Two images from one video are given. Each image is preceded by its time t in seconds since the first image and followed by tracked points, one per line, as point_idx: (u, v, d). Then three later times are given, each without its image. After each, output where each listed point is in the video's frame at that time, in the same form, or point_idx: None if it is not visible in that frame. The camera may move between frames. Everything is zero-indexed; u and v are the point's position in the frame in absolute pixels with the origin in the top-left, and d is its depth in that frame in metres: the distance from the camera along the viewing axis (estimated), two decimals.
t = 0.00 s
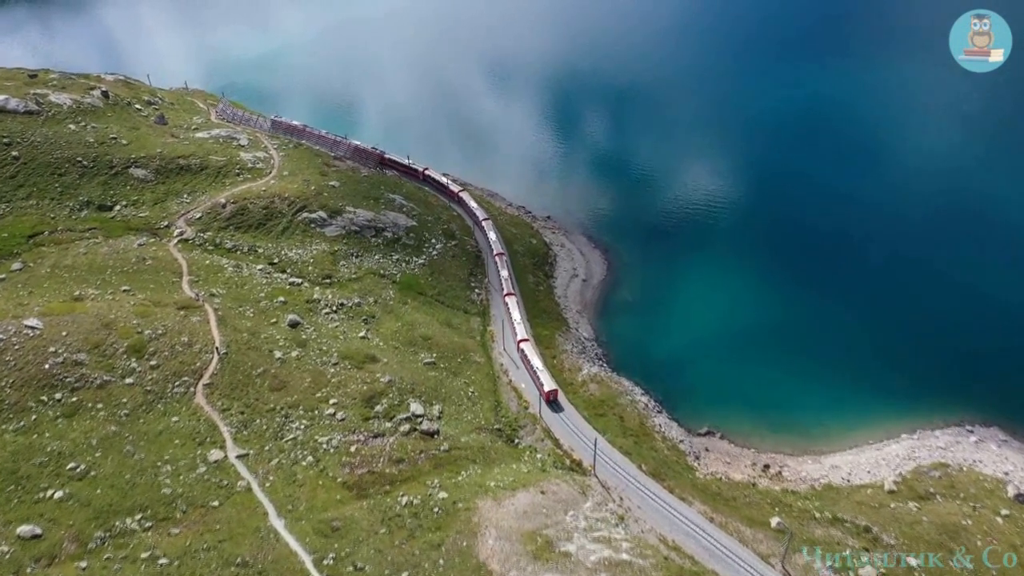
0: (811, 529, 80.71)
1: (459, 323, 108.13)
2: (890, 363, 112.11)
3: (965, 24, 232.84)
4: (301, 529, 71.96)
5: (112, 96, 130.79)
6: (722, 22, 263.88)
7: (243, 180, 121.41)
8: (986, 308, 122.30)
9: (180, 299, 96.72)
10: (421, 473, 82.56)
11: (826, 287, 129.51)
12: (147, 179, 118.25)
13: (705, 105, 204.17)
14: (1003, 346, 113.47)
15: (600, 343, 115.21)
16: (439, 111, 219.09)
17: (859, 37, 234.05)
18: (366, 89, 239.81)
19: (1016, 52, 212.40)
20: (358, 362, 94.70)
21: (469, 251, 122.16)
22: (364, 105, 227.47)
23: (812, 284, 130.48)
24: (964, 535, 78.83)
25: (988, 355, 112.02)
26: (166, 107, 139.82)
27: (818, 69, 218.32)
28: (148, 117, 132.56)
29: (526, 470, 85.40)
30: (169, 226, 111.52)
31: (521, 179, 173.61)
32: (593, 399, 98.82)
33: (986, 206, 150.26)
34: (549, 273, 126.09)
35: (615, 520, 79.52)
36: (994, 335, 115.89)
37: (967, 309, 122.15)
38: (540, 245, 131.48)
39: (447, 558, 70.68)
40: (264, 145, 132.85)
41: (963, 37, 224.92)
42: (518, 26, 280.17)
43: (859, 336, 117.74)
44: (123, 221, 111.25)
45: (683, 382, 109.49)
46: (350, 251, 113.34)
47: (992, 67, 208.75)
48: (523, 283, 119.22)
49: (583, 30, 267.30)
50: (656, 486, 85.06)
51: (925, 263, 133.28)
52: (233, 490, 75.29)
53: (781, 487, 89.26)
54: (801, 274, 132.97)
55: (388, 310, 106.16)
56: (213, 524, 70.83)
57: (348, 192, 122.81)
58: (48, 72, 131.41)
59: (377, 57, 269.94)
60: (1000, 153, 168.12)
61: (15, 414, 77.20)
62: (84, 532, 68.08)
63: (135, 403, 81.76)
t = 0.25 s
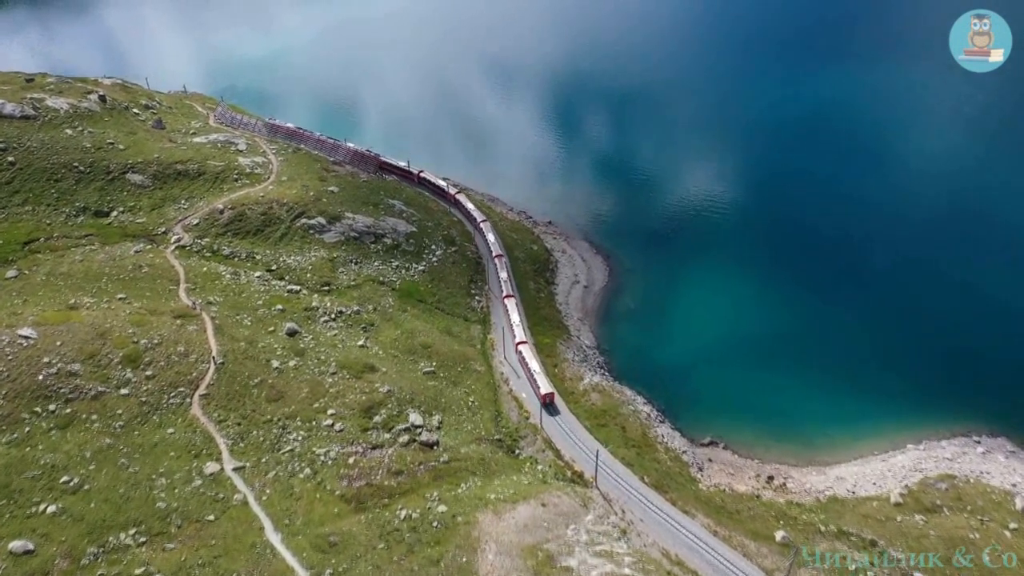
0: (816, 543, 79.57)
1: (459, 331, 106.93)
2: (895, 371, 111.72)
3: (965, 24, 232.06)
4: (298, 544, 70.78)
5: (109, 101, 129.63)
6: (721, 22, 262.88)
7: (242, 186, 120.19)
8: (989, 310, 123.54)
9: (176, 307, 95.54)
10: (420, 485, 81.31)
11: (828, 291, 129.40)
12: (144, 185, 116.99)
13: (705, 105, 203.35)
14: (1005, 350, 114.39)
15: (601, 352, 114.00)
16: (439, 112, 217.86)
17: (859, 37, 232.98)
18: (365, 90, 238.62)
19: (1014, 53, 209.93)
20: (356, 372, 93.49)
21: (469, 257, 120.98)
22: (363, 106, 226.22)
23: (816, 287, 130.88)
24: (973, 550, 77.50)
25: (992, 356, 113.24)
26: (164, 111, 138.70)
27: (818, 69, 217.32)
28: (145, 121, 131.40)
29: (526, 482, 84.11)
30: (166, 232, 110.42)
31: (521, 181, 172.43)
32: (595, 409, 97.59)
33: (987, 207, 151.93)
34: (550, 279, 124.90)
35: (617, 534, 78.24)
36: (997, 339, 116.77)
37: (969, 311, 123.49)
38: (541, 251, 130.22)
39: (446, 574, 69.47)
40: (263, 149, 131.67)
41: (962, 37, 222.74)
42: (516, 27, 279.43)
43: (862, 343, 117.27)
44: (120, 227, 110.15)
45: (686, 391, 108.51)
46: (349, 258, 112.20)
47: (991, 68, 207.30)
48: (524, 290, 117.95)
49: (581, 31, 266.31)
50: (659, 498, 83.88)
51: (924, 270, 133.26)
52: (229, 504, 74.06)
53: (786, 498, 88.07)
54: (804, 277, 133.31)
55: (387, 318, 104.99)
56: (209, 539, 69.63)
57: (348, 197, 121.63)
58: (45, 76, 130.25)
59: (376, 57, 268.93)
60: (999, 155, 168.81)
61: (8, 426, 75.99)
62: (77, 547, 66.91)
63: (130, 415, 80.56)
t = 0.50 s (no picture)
0: (820, 558, 78.48)
1: (459, 339, 105.69)
2: (899, 376, 110.42)
3: (965, 23, 231.78)
4: (295, 560, 69.64)
5: (106, 105, 128.40)
6: (721, 22, 262.19)
7: (239, 192, 118.96)
8: (991, 310, 122.55)
9: (172, 316, 94.38)
10: (419, 498, 80.05)
11: (830, 293, 128.08)
12: (141, 191, 115.69)
13: (704, 104, 202.20)
14: (1009, 351, 113.44)
15: (602, 361, 112.58)
16: (438, 113, 216.60)
17: (859, 36, 232.11)
18: (364, 91, 237.40)
19: (1015, 52, 210.26)
20: (355, 381, 92.24)
21: (469, 264, 119.70)
22: (363, 107, 224.96)
23: (817, 288, 129.61)
24: (981, 565, 76.25)
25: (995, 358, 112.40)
26: (161, 115, 137.52)
27: (817, 68, 216.47)
28: (143, 126, 130.18)
29: (527, 494, 82.88)
30: (163, 239, 109.29)
31: (521, 183, 170.86)
32: (596, 420, 96.36)
33: (987, 206, 151.32)
34: (551, 286, 123.66)
35: (619, 548, 76.96)
36: (1000, 339, 115.78)
37: (971, 311, 122.43)
38: (542, 257, 128.85)
39: None
40: (261, 154, 130.46)
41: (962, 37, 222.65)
42: (515, 27, 278.86)
43: (865, 348, 115.96)
44: (117, 233, 108.99)
45: (689, 400, 107.10)
46: (347, 264, 111.02)
47: (991, 68, 207.07)
48: (525, 297, 116.65)
49: (581, 31, 265.76)
50: (661, 511, 82.71)
51: (924, 272, 132.21)
52: (225, 518, 72.85)
53: (790, 511, 86.85)
54: (805, 279, 132.05)
55: (386, 326, 103.77)
56: (204, 555, 68.47)
57: (347, 203, 120.40)
58: (41, 80, 129.03)
59: (375, 57, 267.94)
60: (999, 154, 168.11)
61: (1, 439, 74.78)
62: (69, 564, 65.78)
63: (125, 426, 79.31)
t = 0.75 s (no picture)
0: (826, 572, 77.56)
1: (459, 348, 104.40)
2: (903, 383, 109.43)
3: (965, 23, 231.73)
4: None
5: (103, 110, 127.19)
6: (720, 22, 261.21)
7: (237, 198, 117.68)
8: (993, 313, 121.98)
9: (168, 326, 93.12)
10: (418, 512, 78.71)
11: (832, 298, 127.02)
12: (138, 197, 114.45)
13: (704, 105, 201.22)
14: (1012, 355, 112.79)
15: (604, 370, 111.13)
16: (438, 115, 215.42)
17: (858, 36, 231.13)
18: (364, 92, 236.25)
19: (1015, 52, 210.30)
20: (353, 392, 90.91)
21: (469, 271, 118.40)
22: (362, 109, 223.71)
23: (818, 293, 128.63)
24: None
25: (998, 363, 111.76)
26: (159, 120, 136.25)
27: (816, 68, 215.66)
28: (140, 131, 128.92)
29: (527, 507, 81.52)
30: (159, 246, 108.04)
31: (521, 186, 169.50)
32: (598, 431, 95.04)
33: (988, 206, 150.89)
34: (552, 293, 122.37)
35: (622, 563, 75.55)
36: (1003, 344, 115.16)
37: (974, 315, 121.79)
38: (543, 264, 127.47)
39: None
40: (259, 160, 129.17)
41: (962, 36, 223.64)
42: (514, 28, 278.30)
43: (868, 355, 114.91)
44: (113, 240, 107.75)
45: (692, 410, 105.78)
46: (346, 272, 109.79)
47: (991, 68, 205.85)
48: (525, 305, 115.34)
49: (580, 32, 265.26)
50: (664, 525, 81.47)
51: (926, 275, 131.30)
52: (220, 534, 71.58)
53: (795, 525, 85.64)
54: (807, 283, 130.97)
55: (385, 334, 102.49)
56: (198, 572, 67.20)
57: (345, 210, 119.12)
58: (37, 85, 127.82)
59: (374, 58, 267.00)
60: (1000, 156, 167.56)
61: None
62: None
63: (119, 439, 77.99)
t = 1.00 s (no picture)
0: None
1: (459, 357, 103.03)
2: (907, 390, 108.30)
3: (965, 24, 231.47)
4: None
5: (100, 114, 125.96)
6: (719, 22, 260.49)
7: (235, 205, 116.38)
8: (994, 315, 121.03)
9: (164, 336, 91.84)
10: (416, 527, 77.40)
11: (833, 302, 125.91)
12: (135, 203, 113.20)
13: (703, 106, 200.36)
14: (1014, 359, 111.95)
15: (606, 380, 109.67)
16: (437, 118, 214.16)
17: (857, 37, 230.42)
18: (363, 94, 234.96)
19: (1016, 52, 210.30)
20: (352, 403, 89.55)
21: (470, 279, 117.05)
22: (362, 110, 222.38)
23: (819, 296, 127.57)
24: None
25: (1001, 368, 110.78)
26: (156, 124, 135.07)
27: (816, 68, 214.89)
28: (137, 136, 127.71)
29: (528, 522, 80.10)
30: (156, 254, 106.89)
31: (521, 188, 168.12)
32: (600, 442, 93.69)
33: (990, 208, 150.04)
34: (554, 301, 121.05)
35: None
36: (1006, 347, 114.15)
37: (979, 317, 120.73)
38: (544, 271, 126.07)
39: None
40: (258, 165, 127.93)
41: (962, 37, 223.32)
42: (513, 29, 277.62)
43: (871, 362, 113.78)
44: (109, 248, 106.56)
45: (696, 421, 104.39)
46: (345, 279, 108.48)
47: (991, 68, 206.94)
48: (527, 314, 113.88)
49: (579, 33, 264.94)
50: (667, 540, 80.18)
51: (927, 278, 130.35)
52: (215, 550, 70.23)
53: (800, 540, 84.50)
54: (808, 287, 129.88)
55: (385, 343, 101.20)
56: None
57: (345, 216, 117.82)
58: (34, 90, 126.62)
59: (373, 59, 266.23)
60: (1000, 158, 166.90)
61: None
62: None
63: (113, 452, 76.62)
